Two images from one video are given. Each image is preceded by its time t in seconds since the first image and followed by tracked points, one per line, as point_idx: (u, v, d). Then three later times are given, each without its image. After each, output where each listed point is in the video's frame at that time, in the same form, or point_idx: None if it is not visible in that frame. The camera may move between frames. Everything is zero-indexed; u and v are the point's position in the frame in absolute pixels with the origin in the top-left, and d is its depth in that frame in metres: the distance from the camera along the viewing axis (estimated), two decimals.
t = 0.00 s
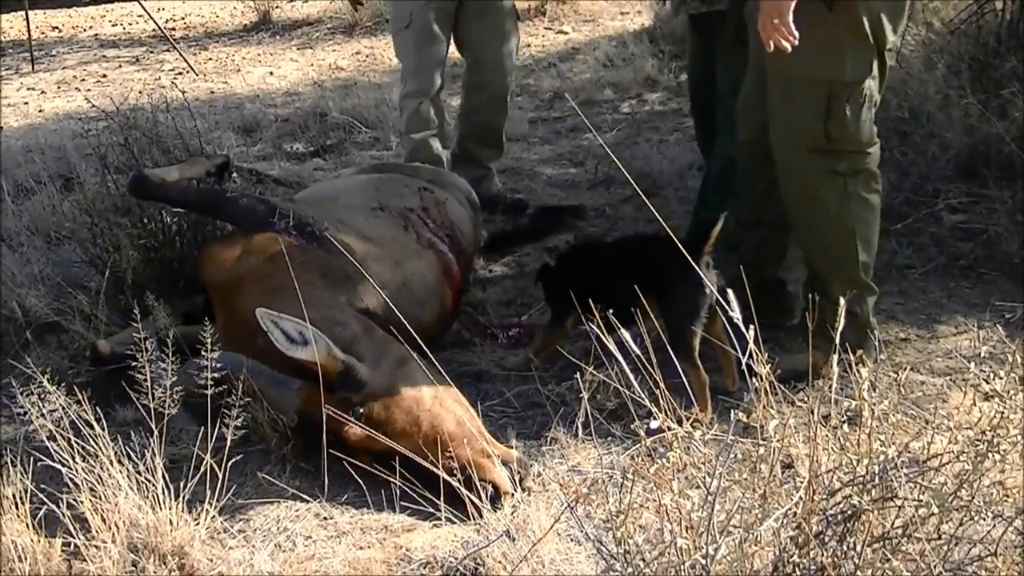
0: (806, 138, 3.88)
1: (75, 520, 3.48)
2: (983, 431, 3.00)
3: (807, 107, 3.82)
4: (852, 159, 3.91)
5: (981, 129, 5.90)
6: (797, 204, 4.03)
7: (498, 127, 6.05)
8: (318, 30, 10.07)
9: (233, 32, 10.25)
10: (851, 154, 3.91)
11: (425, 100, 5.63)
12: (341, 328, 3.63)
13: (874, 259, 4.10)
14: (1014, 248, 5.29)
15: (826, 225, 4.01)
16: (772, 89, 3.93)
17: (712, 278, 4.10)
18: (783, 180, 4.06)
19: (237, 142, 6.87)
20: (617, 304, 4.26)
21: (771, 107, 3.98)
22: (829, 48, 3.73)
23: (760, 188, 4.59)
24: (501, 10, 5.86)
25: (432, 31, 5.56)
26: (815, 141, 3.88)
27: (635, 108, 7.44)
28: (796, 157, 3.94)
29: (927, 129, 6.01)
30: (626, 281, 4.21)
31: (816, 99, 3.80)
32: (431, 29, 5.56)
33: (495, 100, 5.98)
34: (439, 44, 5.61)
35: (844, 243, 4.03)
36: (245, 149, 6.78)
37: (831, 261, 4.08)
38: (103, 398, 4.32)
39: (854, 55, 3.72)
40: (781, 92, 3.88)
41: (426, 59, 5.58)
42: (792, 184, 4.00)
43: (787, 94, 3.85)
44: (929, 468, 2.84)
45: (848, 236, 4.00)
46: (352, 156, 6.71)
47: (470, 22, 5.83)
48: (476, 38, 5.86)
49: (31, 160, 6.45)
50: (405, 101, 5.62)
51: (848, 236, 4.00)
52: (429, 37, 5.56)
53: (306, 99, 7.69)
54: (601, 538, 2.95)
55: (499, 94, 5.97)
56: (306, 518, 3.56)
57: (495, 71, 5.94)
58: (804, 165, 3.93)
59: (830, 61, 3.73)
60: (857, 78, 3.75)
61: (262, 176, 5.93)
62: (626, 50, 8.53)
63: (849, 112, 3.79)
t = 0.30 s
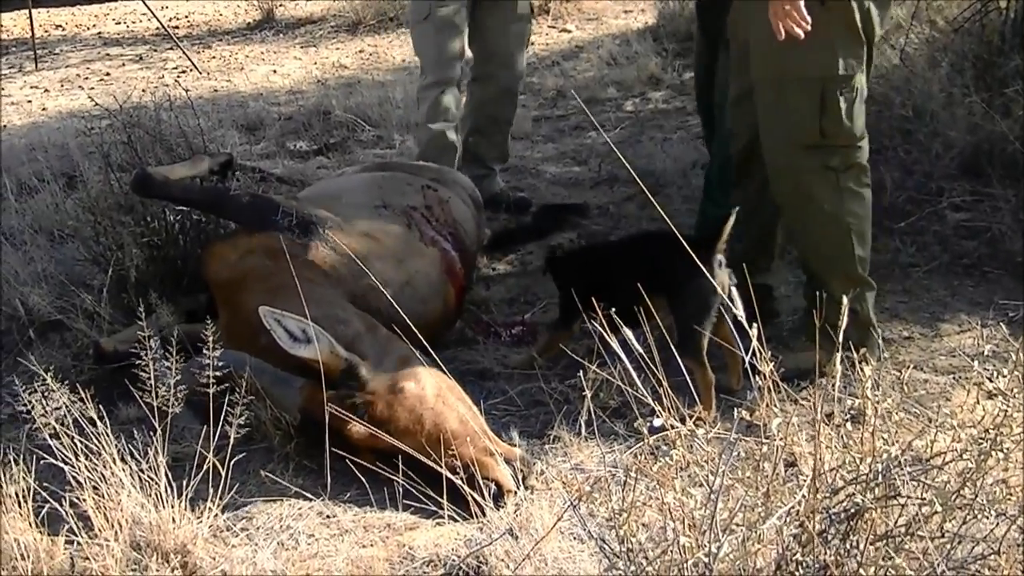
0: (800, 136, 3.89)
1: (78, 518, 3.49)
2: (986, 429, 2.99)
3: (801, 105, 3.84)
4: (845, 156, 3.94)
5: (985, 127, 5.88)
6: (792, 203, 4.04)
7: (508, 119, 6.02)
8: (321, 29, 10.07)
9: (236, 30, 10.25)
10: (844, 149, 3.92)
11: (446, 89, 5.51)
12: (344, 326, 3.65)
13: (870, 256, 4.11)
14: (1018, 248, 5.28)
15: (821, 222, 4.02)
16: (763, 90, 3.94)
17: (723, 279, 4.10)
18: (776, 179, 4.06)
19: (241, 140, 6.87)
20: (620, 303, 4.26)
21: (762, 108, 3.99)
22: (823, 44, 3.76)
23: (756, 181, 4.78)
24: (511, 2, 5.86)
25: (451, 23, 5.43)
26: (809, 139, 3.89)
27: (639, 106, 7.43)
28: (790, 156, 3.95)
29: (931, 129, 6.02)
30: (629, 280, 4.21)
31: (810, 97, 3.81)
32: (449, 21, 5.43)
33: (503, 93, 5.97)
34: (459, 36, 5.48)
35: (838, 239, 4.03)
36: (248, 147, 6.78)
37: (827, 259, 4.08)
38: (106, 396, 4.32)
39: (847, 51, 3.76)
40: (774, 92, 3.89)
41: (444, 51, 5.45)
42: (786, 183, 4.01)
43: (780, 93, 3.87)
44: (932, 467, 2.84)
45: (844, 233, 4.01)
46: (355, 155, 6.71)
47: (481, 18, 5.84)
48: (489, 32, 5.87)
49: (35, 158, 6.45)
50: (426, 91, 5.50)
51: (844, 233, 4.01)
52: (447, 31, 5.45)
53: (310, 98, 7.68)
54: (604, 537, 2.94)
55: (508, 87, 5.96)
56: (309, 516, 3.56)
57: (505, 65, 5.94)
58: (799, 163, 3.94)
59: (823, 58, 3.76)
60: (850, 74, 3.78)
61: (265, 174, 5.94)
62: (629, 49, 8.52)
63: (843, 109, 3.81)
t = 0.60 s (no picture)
0: (777, 123, 3.95)
1: (78, 517, 3.49)
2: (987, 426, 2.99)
3: (777, 92, 3.91)
4: (820, 142, 4.00)
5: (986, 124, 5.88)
6: (771, 191, 4.08)
7: (513, 110, 6.01)
8: (321, 27, 10.06)
9: (237, 28, 10.25)
10: (819, 136, 3.99)
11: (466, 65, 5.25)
12: (345, 325, 3.65)
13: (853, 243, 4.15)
14: (1019, 245, 5.28)
15: (801, 208, 4.06)
16: (737, 80, 4.00)
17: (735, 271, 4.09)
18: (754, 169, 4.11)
19: (241, 139, 6.86)
20: (623, 300, 4.26)
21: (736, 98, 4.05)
22: (797, 30, 3.85)
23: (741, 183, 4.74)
24: None
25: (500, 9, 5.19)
26: (785, 127, 3.95)
27: (639, 104, 7.42)
28: (768, 144, 3.99)
29: (932, 125, 6.03)
30: (630, 277, 4.21)
31: (786, 83, 3.89)
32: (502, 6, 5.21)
33: (510, 84, 5.93)
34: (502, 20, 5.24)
35: (822, 224, 4.06)
36: (249, 146, 6.78)
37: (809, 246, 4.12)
38: (106, 395, 4.31)
39: (819, 38, 3.86)
40: (748, 80, 3.96)
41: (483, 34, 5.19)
42: (765, 171, 4.05)
43: (756, 81, 3.94)
44: (934, 464, 2.83)
45: (825, 217, 4.05)
46: (356, 153, 6.70)
47: (508, 14, 5.62)
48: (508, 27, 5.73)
49: (35, 157, 6.45)
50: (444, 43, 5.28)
51: (825, 217, 4.05)
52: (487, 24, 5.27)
53: (310, 96, 7.67)
54: (605, 535, 2.94)
55: (515, 78, 5.94)
56: (310, 514, 3.56)
57: (516, 59, 5.88)
58: (776, 150, 3.99)
59: (796, 45, 3.85)
60: (823, 60, 3.88)
61: (265, 172, 5.93)
62: (630, 46, 8.52)
63: (819, 94, 3.88)
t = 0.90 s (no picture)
0: (765, 109, 3.95)
1: (76, 515, 3.48)
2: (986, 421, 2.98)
3: (764, 79, 3.89)
4: (805, 125, 4.03)
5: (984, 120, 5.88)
6: (758, 177, 4.09)
7: (513, 106, 5.99)
8: (319, 24, 10.04)
9: (233, 26, 10.23)
10: (804, 120, 4.01)
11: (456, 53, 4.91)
12: (342, 322, 3.63)
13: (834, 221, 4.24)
14: (1017, 240, 5.25)
15: (788, 193, 4.10)
16: (719, 69, 3.96)
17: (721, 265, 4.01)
18: (739, 156, 4.10)
19: (238, 136, 6.85)
20: (620, 296, 4.23)
21: (719, 86, 4.01)
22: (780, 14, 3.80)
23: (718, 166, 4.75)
24: None
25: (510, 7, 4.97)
26: (772, 113, 3.95)
27: (637, 100, 7.42)
28: (756, 131, 3.99)
29: (929, 121, 6.00)
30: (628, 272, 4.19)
31: (773, 69, 3.87)
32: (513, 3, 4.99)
33: (513, 79, 5.90)
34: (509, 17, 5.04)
35: (808, 207, 4.12)
36: (246, 143, 6.77)
37: (797, 229, 4.17)
38: (104, 393, 4.31)
39: (803, 21, 3.84)
40: (732, 68, 3.92)
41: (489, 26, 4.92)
42: (753, 158, 4.06)
43: (740, 68, 3.90)
44: (933, 459, 2.83)
45: (813, 200, 4.11)
46: (353, 149, 6.70)
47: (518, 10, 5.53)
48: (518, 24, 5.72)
49: (31, 155, 6.43)
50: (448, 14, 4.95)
51: (813, 199, 4.11)
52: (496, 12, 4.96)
53: (307, 93, 7.66)
54: (604, 531, 2.93)
55: (517, 75, 5.90)
56: (308, 512, 3.56)
57: (516, 54, 5.83)
58: (765, 137, 3.99)
59: (782, 31, 3.82)
60: (806, 44, 3.88)
61: (263, 170, 5.92)
62: (627, 43, 8.51)
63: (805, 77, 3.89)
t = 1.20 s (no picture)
0: (760, 102, 3.95)
1: (73, 512, 3.48)
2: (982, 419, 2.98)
3: (758, 72, 3.89)
4: (796, 116, 4.05)
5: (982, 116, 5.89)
6: (750, 169, 4.10)
7: (509, 101, 5.97)
8: (316, 21, 10.03)
9: (231, 22, 10.23)
10: (795, 112, 4.03)
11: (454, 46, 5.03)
12: (339, 319, 3.63)
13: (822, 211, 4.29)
14: (1016, 236, 5.22)
15: (781, 184, 4.12)
16: (712, 63, 3.94)
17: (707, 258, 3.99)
18: (730, 150, 4.10)
19: (236, 133, 6.84)
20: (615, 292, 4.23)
21: (711, 80, 3.99)
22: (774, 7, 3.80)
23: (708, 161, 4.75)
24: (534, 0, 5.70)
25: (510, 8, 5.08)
26: (766, 105, 3.96)
27: (635, 97, 7.42)
28: (750, 124, 3.99)
29: (927, 119, 5.97)
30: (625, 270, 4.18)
31: (768, 62, 3.87)
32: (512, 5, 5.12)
33: (509, 76, 5.88)
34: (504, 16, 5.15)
35: (798, 198, 4.16)
36: (243, 140, 6.76)
37: (788, 221, 4.19)
38: (101, 390, 4.30)
39: (796, 13, 3.85)
40: (726, 62, 3.90)
41: (484, 23, 5.01)
42: (746, 151, 4.05)
43: (734, 62, 3.89)
44: (931, 456, 2.82)
45: (804, 190, 4.15)
46: (351, 146, 6.69)
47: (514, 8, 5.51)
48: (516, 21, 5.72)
49: (29, 152, 6.42)
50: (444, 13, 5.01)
51: (804, 189, 4.14)
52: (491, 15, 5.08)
53: (305, 90, 7.66)
54: (602, 529, 2.93)
55: (513, 70, 5.87)
56: (306, 509, 3.56)
57: (512, 49, 5.79)
58: (758, 129, 4.00)
59: (776, 24, 3.81)
60: (798, 35, 3.89)
61: (260, 167, 5.92)
62: (625, 40, 8.51)
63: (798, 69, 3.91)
